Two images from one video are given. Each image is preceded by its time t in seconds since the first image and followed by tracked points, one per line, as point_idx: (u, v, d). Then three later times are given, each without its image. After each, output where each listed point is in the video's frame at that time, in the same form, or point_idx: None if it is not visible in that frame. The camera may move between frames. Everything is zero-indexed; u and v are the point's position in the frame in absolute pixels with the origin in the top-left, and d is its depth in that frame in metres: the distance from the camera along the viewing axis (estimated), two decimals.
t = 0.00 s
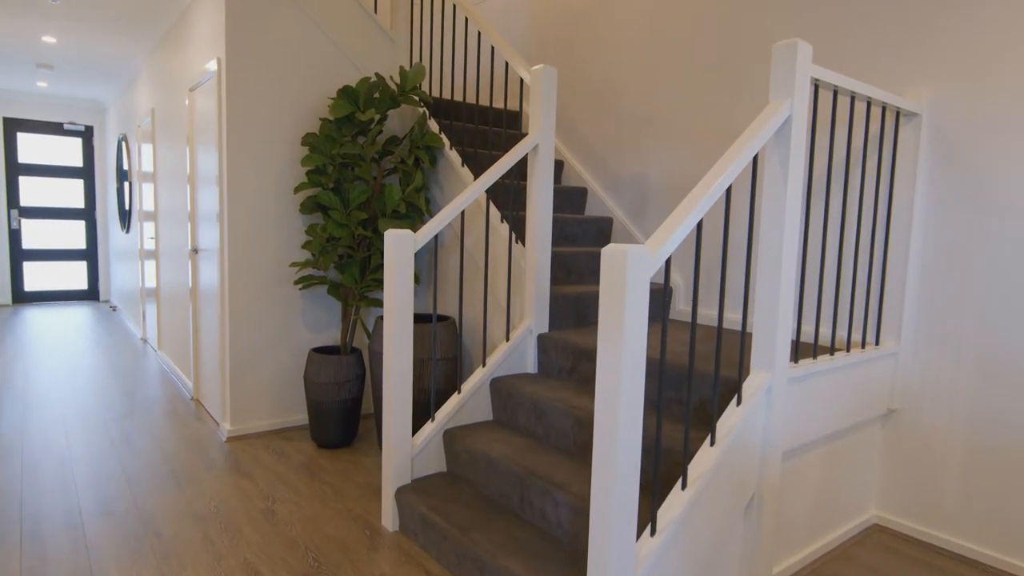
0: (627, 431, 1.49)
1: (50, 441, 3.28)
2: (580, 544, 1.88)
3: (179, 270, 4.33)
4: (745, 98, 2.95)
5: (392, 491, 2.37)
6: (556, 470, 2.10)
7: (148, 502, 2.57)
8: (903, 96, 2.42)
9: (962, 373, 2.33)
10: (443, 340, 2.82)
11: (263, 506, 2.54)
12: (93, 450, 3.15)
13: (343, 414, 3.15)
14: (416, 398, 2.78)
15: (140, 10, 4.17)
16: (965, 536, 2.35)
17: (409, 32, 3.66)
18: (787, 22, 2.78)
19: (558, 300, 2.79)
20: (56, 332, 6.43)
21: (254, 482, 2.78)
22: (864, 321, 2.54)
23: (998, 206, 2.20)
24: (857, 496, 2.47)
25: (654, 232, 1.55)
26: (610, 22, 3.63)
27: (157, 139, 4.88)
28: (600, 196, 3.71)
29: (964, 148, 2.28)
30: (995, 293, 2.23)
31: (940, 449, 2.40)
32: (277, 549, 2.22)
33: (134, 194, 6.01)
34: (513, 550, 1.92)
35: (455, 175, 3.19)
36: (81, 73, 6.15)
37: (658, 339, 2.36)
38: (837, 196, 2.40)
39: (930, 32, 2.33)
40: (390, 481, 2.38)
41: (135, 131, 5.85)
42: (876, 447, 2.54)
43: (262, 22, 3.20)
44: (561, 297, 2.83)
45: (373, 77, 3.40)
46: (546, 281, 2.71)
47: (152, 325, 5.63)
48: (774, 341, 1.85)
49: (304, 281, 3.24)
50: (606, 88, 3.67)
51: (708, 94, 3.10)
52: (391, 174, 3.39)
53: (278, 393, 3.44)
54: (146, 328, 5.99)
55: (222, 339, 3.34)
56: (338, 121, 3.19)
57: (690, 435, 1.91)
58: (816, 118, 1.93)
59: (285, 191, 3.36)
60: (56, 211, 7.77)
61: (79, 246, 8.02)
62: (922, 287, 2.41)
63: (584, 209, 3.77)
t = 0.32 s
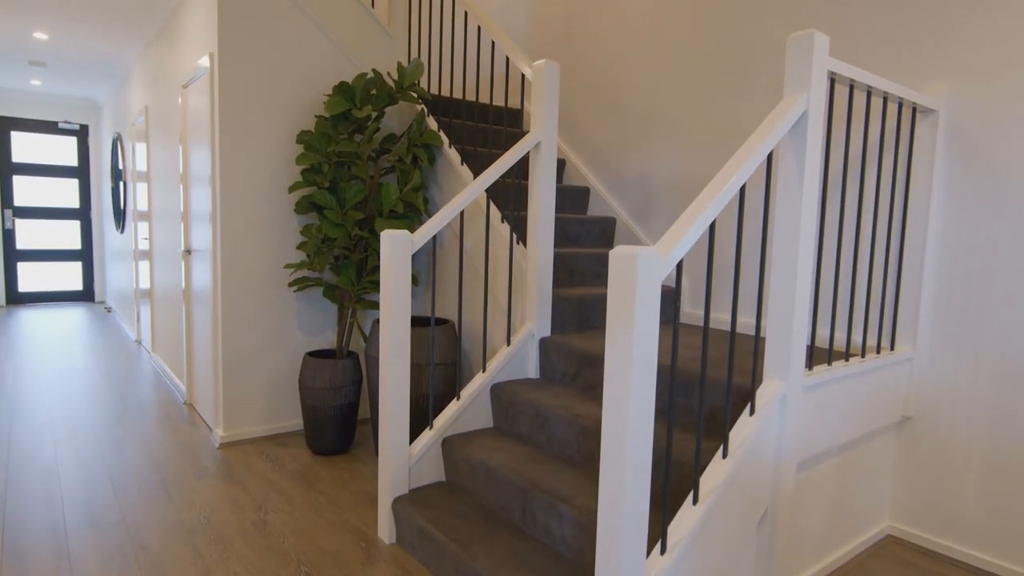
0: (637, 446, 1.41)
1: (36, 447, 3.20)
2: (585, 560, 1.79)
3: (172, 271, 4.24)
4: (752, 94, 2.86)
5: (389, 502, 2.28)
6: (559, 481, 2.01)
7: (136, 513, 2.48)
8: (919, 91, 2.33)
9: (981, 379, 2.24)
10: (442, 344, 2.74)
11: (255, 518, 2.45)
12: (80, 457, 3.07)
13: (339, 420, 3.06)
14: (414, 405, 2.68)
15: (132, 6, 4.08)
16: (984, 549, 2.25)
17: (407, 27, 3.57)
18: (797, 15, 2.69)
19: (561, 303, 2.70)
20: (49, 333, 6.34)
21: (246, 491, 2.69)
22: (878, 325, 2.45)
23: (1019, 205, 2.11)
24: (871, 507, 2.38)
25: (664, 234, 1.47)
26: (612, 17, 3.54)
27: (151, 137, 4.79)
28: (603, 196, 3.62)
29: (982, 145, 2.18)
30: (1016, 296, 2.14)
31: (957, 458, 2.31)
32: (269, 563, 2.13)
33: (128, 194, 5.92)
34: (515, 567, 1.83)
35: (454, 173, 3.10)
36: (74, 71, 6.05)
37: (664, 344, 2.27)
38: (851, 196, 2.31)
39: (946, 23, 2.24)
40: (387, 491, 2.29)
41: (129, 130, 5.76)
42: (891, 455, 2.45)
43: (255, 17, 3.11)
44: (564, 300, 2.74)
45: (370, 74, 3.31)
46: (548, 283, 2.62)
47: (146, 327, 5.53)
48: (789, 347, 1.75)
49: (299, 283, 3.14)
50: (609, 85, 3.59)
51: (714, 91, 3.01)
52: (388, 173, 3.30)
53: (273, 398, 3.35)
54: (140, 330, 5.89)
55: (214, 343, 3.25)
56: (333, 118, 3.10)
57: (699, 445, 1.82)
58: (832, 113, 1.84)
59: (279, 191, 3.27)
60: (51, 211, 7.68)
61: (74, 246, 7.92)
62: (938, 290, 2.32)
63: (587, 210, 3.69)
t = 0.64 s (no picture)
0: (649, 464, 1.32)
1: (22, 456, 3.10)
2: None
3: (165, 273, 4.15)
4: (760, 91, 2.77)
5: (386, 515, 2.19)
6: (564, 495, 1.92)
7: (124, 526, 2.39)
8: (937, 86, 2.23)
9: (1002, 387, 2.14)
10: (440, 349, 2.64)
11: (246, 531, 2.36)
12: (67, 467, 2.97)
13: (335, 427, 2.97)
14: (412, 412, 2.59)
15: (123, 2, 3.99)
16: (1005, 565, 2.16)
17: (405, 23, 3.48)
18: (807, 8, 2.59)
19: (564, 307, 2.61)
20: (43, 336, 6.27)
21: (238, 502, 2.59)
22: (893, 330, 2.36)
23: None
24: (886, 520, 2.29)
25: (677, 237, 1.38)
26: (615, 13, 3.45)
27: (144, 136, 4.70)
28: (606, 196, 3.53)
29: (1004, 142, 2.09)
30: None
31: (977, 469, 2.22)
32: None
33: (122, 195, 5.83)
34: None
35: (453, 173, 3.01)
36: (66, 69, 5.95)
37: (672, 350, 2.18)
38: (867, 196, 2.22)
39: (969, 13, 2.14)
40: (384, 504, 2.19)
41: (123, 129, 5.67)
42: (907, 466, 2.36)
43: (247, 12, 3.02)
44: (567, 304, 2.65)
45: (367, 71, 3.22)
46: (550, 287, 2.53)
47: (140, 330, 5.45)
48: (807, 356, 1.66)
49: (294, 286, 3.05)
50: (612, 82, 3.50)
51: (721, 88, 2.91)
52: (386, 173, 3.21)
53: (267, 404, 3.26)
54: (134, 332, 5.81)
55: (207, 347, 3.16)
56: (329, 116, 3.01)
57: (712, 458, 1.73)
58: (851, 109, 1.74)
59: (274, 191, 3.18)
60: (46, 212, 7.60)
61: (69, 247, 7.84)
62: (957, 294, 2.23)
63: (589, 211, 3.60)
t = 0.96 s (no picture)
0: (661, 485, 1.23)
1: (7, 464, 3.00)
2: None
3: (157, 275, 4.06)
4: (766, 90, 2.69)
5: (382, 529, 2.09)
6: (568, 510, 1.83)
7: (109, 539, 2.30)
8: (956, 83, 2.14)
9: None
10: (439, 355, 2.55)
11: (237, 545, 2.27)
12: (54, 475, 2.88)
13: (330, 435, 2.88)
14: (409, 421, 2.50)
15: None
16: None
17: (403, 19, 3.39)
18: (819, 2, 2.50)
19: (568, 312, 2.52)
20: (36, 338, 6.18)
21: (229, 513, 2.50)
22: (909, 337, 2.26)
23: None
24: (902, 534, 2.20)
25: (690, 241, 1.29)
26: (619, 9, 3.36)
27: (137, 135, 4.61)
28: (609, 197, 3.44)
29: None
30: None
31: (997, 482, 2.12)
32: None
33: (116, 195, 5.75)
34: None
35: (452, 173, 2.93)
36: (59, 67, 5.86)
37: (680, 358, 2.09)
38: (880, 197, 2.14)
39: (990, 6, 2.04)
40: (379, 518, 2.10)
41: (116, 128, 5.58)
42: (924, 477, 2.27)
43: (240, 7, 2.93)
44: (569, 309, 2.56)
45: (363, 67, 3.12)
46: (553, 291, 2.44)
47: (134, 333, 5.36)
48: (825, 366, 1.57)
49: (287, 289, 2.96)
50: (615, 80, 3.41)
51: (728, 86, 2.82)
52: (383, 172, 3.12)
53: (260, 411, 3.17)
54: (127, 335, 5.71)
55: (198, 352, 3.07)
56: (324, 114, 2.92)
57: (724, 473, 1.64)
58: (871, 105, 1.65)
59: (267, 191, 3.08)
60: (40, 212, 7.50)
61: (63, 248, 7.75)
62: (977, 299, 2.13)
63: (592, 211, 3.51)
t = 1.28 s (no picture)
0: (674, 508, 1.14)
1: None
2: None
3: (149, 277, 3.97)
4: (775, 86, 2.59)
5: (376, 544, 2.00)
6: (571, 527, 1.73)
7: (92, 554, 2.21)
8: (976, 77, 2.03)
9: None
10: (435, 361, 2.46)
11: (225, 560, 2.17)
12: (39, 485, 2.79)
13: (323, 444, 2.78)
14: (405, 430, 2.41)
15: None
16: None
17: (400, 14, 3.30)
18: None
19: (569, 317, 2.42)
20: (28, 340, 6.08)
21: (218, 526, 2.41)
22: (926, 343, 2.16)
23: None
24: (918, 549, 2.10)
25: (705, 245, 1.20)
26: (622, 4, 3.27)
27: (129, 134, 4.51)
28: (611, 197, 3.35)
29: None
30: None
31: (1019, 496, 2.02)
32: None
33: (109, 196, 5.64)
34: None
35: (450, 172, 2.83)
36: (50, 65, 5.76)
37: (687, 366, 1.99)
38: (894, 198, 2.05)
39: None
40: (374, 533, 2.01)
41: (109, 127, 5.48)
42: (942, 489, 2.17)
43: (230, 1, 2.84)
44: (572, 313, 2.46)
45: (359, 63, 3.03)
46: (554, 295, 2.35)
47: (126, 336, 5.26)
48: (844, 376, 1.48)
49: (280, 292, 2.86)
50: (616, 78, 3.33)
51: (738, 83, 2.73)
52: (379, 172, 3.02)
53: (253, 418, 3.08)
54: (121, 337, 5.62)
55: (188, 357, 2.97)
56: (318, 112, 2.83)
57: (736, 490, 1.55)
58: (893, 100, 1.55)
59: (260, 191, 2.99)
60: (33, 213, 7.40)
61: (57, 249, 7.66)
62: (998, 305, 2.03)
63: (594, 212, 3.40)
